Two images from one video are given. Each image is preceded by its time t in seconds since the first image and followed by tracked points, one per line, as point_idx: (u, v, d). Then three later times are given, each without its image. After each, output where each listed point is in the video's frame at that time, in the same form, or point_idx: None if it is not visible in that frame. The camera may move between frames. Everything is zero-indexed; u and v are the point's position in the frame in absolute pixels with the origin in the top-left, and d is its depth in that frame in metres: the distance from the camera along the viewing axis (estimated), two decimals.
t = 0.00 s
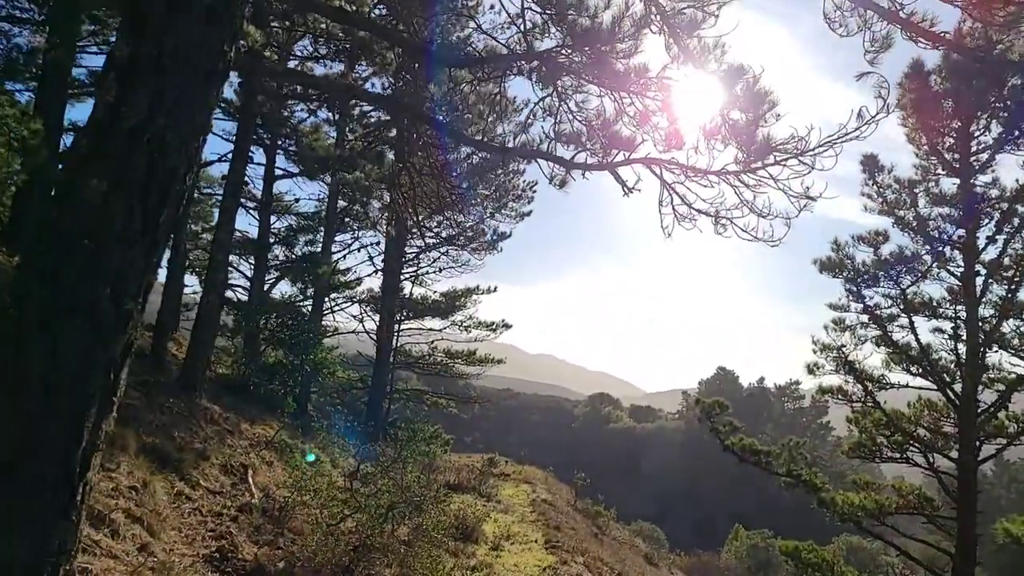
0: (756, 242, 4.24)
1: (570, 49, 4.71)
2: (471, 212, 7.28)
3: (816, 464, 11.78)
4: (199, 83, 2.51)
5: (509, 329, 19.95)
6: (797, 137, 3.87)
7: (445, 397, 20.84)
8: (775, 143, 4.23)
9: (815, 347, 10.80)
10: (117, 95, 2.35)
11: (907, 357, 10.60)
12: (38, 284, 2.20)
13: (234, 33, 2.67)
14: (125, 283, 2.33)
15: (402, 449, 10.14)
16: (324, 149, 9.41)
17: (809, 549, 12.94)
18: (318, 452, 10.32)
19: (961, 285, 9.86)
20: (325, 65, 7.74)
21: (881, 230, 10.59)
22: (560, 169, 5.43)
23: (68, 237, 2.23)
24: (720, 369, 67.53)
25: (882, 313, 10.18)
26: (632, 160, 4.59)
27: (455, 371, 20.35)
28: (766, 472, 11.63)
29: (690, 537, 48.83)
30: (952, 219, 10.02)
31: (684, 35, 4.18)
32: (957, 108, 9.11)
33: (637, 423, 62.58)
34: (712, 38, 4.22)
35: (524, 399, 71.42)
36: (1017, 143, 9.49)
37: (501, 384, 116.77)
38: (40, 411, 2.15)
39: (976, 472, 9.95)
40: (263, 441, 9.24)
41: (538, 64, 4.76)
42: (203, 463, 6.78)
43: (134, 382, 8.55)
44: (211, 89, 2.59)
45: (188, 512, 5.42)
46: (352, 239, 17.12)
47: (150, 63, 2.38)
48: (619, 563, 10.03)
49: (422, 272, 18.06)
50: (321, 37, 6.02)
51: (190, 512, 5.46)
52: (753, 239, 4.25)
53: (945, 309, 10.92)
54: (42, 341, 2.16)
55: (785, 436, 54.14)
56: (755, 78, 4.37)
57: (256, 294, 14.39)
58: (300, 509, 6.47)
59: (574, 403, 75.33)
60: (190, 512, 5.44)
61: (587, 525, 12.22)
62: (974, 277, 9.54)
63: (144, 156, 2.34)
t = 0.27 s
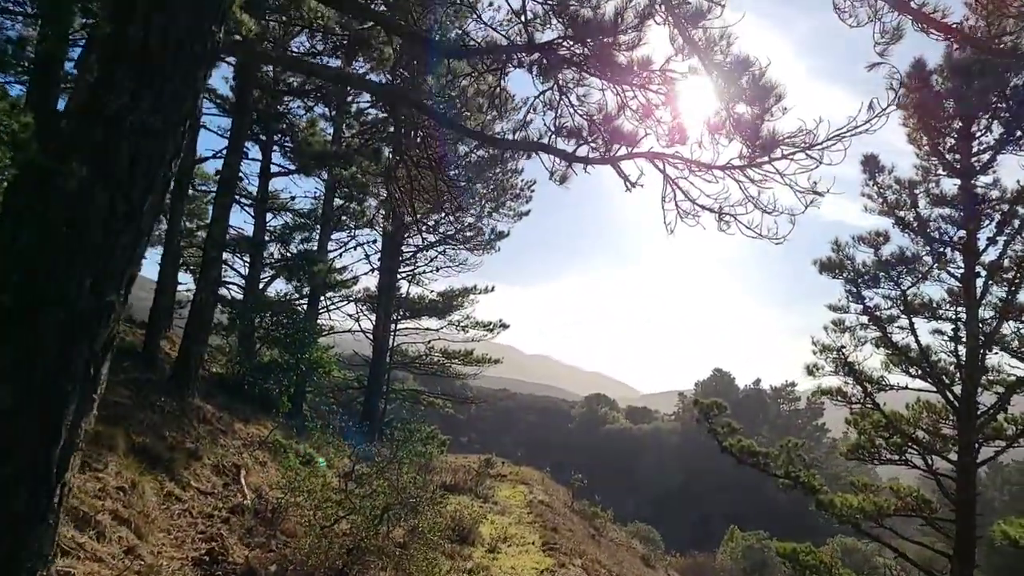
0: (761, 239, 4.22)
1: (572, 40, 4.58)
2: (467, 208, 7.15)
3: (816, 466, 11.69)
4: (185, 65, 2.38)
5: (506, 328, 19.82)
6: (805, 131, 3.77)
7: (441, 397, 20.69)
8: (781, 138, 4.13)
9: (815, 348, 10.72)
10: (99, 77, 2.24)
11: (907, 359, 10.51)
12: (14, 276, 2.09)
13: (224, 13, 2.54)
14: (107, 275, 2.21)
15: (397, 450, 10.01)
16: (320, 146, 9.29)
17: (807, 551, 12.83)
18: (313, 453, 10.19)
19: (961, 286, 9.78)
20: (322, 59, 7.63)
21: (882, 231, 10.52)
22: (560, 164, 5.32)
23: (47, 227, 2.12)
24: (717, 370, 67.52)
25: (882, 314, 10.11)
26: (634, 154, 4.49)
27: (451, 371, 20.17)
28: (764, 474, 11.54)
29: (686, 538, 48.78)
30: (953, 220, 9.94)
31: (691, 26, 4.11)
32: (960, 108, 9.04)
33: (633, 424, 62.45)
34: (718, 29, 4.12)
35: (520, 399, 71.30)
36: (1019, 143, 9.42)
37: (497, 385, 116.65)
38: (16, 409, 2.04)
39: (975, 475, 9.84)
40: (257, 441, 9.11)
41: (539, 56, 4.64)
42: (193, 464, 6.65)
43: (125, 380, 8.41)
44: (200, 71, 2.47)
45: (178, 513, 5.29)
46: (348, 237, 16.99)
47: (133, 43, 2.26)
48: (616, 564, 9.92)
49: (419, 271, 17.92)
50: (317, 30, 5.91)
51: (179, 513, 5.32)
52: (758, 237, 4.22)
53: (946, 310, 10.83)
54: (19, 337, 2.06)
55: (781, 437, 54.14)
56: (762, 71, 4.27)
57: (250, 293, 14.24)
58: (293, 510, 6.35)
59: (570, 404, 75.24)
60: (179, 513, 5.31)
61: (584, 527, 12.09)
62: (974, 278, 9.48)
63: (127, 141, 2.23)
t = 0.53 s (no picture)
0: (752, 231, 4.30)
1: (572, 34, 4.51)
2: (465, 207, 7.07)
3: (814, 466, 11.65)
4: (173, 56, 2.34)
5: (502, 328, 19.76)
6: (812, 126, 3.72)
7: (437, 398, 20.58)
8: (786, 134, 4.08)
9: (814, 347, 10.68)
10: (81, 65, 2.15)
11: (906, 358, 10.48)
12: None
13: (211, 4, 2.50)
14: (91, 272, 2.14)
15: (394, 452, 9.93)
16: (315, 145, 9.18)
17: (805, 551, 12.79)
18: (308, 454, 10.07)
19: (961, 285, 9.77)
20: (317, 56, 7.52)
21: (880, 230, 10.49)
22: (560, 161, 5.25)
23: (27, 221, 2.01)
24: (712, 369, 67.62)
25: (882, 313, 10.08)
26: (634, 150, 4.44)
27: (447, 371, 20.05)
28: (762, 473, 11.50)
29: (682, 537, 48.80)
30: (953, 217, 10.00)
31: (693, 17, 4.02)
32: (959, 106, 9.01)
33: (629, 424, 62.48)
34: (722, 22, 4.06)
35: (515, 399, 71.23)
36: (1018, 142, 9.45)
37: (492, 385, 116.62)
38: None
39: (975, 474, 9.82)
40: (252, 443, 9.00)
41: (539, 51, 4.57)
42: (187, 467, 6.55)
43: (118, 382, 8.29)
44: (186, 62, 2.42)
45: (171, 518, 5.19)
46: (343, 237, 16.87)
47: (118, 31, 2.19)
48: (615, 566, 9.84)
49: (414, 270, 17.82)
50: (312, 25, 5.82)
51: (174, 518, 5.22)
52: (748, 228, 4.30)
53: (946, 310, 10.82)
54: None
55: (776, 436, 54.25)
56: (765, 67, 4.23)
57: (245, 293, 14.12)
58: (289, 513, 6.25)
59: (566, 403, 75.22)
60: (172, 518, 5.21)
61: (583, 528, 12.02)
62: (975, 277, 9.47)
63: (112, 133, 2.16)
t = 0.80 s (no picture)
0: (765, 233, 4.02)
1: (571, 26, 4.43)
2: (462, 203, 6.98)
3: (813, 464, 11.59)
4: (157, 41, 2.25)
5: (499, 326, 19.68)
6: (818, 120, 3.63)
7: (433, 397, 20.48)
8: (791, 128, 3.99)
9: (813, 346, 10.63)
10: (59, 49, 2.06)
11: (906, 356, 10.44)
12: None
13: None
14: (72, 268, 2.05)
15: (389, 451, 9.85)
16: (311, 141, 9.08)
17: (804, 550, 12.73)
18: (303, 454, 9.97)
19: (962, 283, 9.77)
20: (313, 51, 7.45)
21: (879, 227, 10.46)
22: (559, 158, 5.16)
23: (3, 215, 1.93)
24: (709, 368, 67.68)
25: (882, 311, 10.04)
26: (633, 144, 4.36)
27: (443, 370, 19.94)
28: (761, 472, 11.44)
29: (679, 535, 48.81)
30: (954, 214, 10.03)
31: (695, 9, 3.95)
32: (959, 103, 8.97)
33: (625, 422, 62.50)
34: (725, 12, 3.99)
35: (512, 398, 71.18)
36: (1019, 139, 9.44)
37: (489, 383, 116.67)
38: None
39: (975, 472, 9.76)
40: (246, 443, 8.89)
41: (537, 43, 4.48)
42: (180, 467, 6.45)
43: (110, 381, 8.18)
44: (171, 49, 2.34)
45: (163, 520, 5.09)
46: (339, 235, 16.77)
47: (98, 15, 2.10)
48: (614, 565, 9.76)
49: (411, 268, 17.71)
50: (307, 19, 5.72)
51: (165, 519, 5.12)
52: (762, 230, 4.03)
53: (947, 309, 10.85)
54: None
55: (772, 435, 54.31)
56: (769, 59, 4.17)
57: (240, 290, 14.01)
58: (284, 514, 6.16)
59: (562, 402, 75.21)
60: (163, 519, 5.11)
61: (580, 528, 11.94)
62: (975, 276, 9.46)
63: (93, 122, 2.07)
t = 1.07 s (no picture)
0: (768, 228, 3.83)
1: (569, 17, 4.34)
2: (459, 198, 6.88)
3: (812, 460, 11.56)
4: (140, 27, 2.17)
5: (496, 323, 19.58)
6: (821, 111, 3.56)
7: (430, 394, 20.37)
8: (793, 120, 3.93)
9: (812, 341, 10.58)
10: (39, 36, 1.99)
11: (905, 352, 10.39)
12: None
13: None
14: (50, 262, 1.96)
15: (386, 450, 9.75)
16: (306, 136, 8.99)
17: (803, 547, 12.69)
18: (299, 452, 9.88)
19: (962, 278, 9.79)
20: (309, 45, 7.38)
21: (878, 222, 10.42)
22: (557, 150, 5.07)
23: None
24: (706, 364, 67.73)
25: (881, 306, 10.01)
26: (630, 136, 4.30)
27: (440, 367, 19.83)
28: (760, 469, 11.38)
29: (677, 531, 48.85)
30: (954, 209, 10.05)
31: None
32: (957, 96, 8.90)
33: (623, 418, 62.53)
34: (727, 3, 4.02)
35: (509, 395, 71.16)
36: (1019, 133, 9.41)
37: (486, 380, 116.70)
38: None
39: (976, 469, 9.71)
40: (241, 441, 8.81)
41: (534, 34, 4.39)
42: (173, 466, 6.36)
43: (102, 379, 8.08)
44: (155, 35, 2.25)
45: (154, 521, 5.00)
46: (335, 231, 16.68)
47: None
48: (612, 563, 9.69)
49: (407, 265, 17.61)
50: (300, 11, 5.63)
51: (157, 520, 5.04)
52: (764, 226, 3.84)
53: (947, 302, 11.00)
54: None
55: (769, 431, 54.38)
56: (771, 50, 4.09)
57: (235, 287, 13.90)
58: (278, 514, 6.08)
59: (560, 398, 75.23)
60: (155, 520, 5.03)
61: (578, 525, 11.87)
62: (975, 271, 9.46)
63: (72, 110, 1.99)
